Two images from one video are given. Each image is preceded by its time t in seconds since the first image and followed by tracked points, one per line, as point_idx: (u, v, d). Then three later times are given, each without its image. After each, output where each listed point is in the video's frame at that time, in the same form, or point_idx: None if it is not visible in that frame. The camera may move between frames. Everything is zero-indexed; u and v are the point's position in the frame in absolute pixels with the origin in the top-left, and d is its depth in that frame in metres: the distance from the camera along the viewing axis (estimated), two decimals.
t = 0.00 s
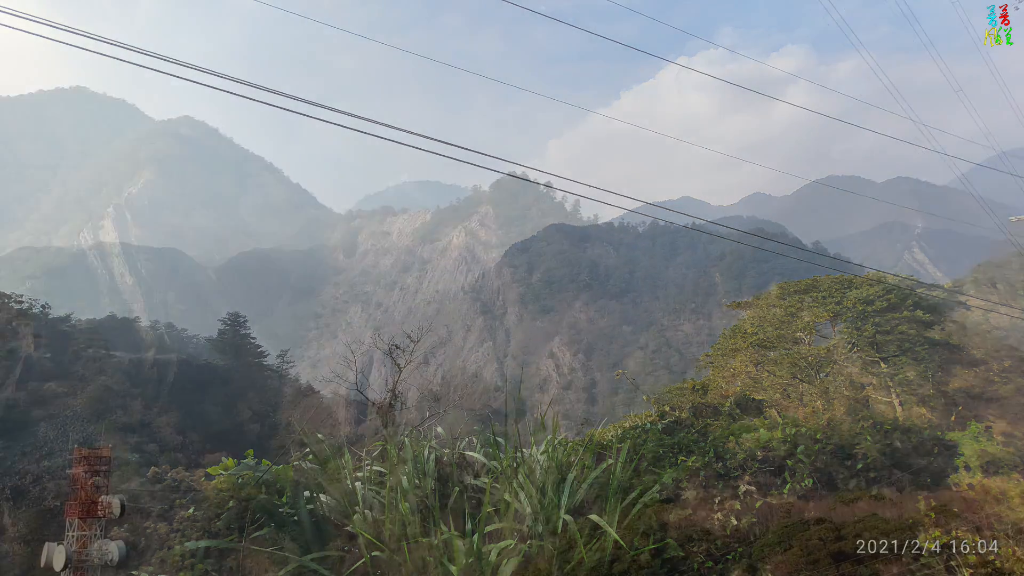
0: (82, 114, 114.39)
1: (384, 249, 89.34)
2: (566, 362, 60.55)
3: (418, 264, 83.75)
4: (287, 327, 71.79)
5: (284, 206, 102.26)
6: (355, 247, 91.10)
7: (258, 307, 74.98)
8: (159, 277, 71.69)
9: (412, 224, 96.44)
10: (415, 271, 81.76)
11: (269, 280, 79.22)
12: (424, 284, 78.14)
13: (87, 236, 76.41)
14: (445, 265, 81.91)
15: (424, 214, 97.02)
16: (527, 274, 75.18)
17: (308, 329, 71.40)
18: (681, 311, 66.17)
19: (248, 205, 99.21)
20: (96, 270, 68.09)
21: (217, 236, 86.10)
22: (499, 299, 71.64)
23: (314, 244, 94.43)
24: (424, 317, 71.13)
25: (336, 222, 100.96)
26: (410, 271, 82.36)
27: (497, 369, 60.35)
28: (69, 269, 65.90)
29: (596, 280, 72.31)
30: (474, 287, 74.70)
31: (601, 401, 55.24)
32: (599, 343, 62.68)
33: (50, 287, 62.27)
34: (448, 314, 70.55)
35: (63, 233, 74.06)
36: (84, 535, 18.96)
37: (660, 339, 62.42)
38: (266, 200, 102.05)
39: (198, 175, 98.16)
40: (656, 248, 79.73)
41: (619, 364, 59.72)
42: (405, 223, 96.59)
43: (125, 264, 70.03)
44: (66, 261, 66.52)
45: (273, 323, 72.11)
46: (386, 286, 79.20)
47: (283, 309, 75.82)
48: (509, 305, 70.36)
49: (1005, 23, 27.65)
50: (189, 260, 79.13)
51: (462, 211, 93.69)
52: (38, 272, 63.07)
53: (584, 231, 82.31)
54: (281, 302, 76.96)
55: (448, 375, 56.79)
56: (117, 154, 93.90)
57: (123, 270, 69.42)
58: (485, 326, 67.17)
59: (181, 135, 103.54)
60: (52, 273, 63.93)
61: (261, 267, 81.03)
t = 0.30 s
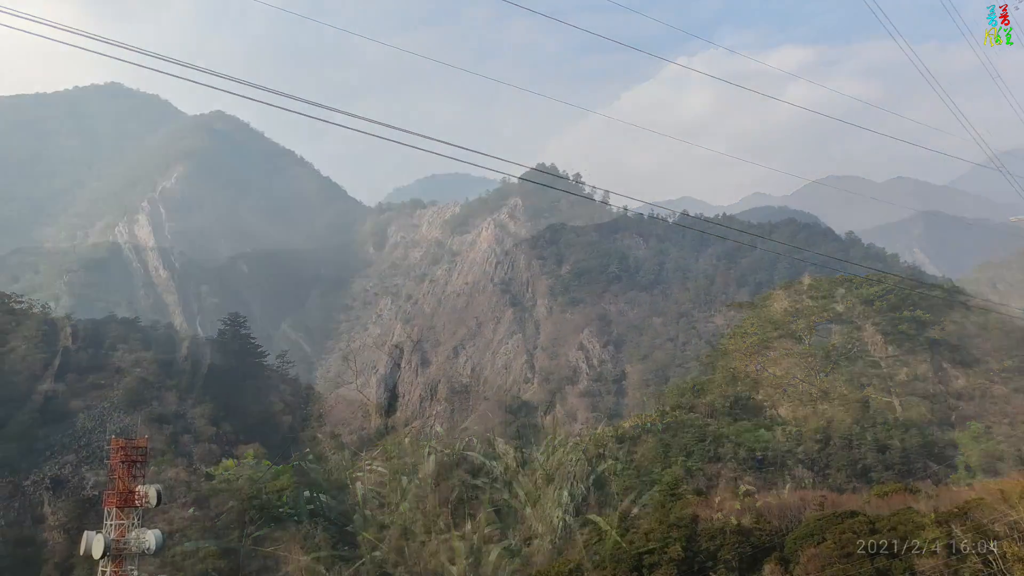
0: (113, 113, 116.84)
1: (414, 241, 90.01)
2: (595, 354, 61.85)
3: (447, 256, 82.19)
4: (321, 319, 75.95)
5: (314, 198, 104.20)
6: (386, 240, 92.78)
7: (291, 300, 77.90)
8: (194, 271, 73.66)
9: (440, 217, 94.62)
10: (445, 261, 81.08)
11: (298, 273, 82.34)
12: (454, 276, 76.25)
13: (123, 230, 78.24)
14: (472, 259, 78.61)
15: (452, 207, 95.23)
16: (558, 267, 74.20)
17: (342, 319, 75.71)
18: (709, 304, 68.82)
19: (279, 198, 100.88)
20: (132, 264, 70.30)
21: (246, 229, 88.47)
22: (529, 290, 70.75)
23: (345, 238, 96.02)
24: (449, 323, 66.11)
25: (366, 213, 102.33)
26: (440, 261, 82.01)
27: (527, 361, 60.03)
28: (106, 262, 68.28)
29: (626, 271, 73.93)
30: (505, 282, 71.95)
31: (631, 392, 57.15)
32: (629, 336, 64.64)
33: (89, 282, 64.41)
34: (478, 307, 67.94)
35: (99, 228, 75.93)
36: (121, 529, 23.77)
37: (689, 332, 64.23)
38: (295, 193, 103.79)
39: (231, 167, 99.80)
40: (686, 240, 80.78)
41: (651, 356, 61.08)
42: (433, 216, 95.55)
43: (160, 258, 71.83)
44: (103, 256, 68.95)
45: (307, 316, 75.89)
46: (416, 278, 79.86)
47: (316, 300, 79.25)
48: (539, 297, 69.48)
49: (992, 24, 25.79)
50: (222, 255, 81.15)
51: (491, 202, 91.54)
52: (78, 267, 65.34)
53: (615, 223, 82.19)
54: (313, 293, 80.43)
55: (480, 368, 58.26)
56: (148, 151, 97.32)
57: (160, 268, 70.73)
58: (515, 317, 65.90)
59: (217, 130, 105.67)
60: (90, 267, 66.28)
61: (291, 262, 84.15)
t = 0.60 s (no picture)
0: (149, 107, 118.17)
1: (446, 232, 89.79)
2: (628, 345, 61.05)
3: (478, 249, 79.46)
4: (353, 311, 80.81)
5: (347, 191, 104.59)
6: (418, 231, 93.59)
7: (323, 294, 83.13)
8: (230, 263, 73.41)
9: (472, 210, 89.76)
10: (478, 254, 78.39)
11: (331, 267, 87.46)
12: (487, 267, 75.35)
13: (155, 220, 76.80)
14: (503, 253, 75.34)
15: (485, 200, 90.09)
16: (590, 257, 72.23)
17: (375, 312, 79.83)
18: (744, 293, 68.01)
19: (311, 191, 101.26)
20: (168, 256, 70.52)
21: (280, 221, 87.68)
22: (561, 282, 70.42)
23: (377, 234, 97.40)
24: (481, 314, 69.75)
25: (398, 206, 102.40)
26: (472, 254, 79.48)
27: (557, 352, 61.91)
28: (142, 255, 68.22)
29: (659, 263, 71.29)
30: (536, 273, 71.99)
31: (664, 383, 56.97)
32: (662, 326, 63.33)
33: (127, 273, 65.06)
34: (511, 300, 69.89)
35: (136, 220, 75.38)
36: (161, 518, 24.18)
37: (723, 324, 63.55)
38: (327, 186, 104.46)
39: (263, 156, 97.98)
40: (721, 227, 79.09)
41: (684, 347, 60.10)
42: (465, 209, 91.62)
43: (196, 249, 71.38)
44: (140, 247, 69.42)
45: (339, 307, 81.81)
46: (448, 270, 79.09)
47: (347, 294, 84.57)
48: (571, 289, 69.20)
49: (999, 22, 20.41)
50: (256, 245, 80.22)
51: (522, 196, 83.85)
52: (116, 259, 65.82)
53: (647, 212, 80.84)
54: (344, 286, 85.95)
55: (510, 360, 63.91)
56: (181, 145, 97.74)
57: (198, 259, 70.57)
58: (548, 308, 67.18)
59: (248, 121, 104.49)
60: (128, 259, 66.69)
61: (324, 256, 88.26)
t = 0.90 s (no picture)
0: (187, 106, 120.01)
1: (480, 226, 89.74)
2: (663, 338, 60.04)
3: (513, 242, 78.71)
4: (389, 305, 81.30)
5: (381, 186, 104.98)
6: (453, 226, 93.88)
7: (358, 289, 83.96)
8: (267, 257, 74.02)
9: (506, 203, 89.79)
10: (512, 246, 77.78)
11: (366, 263, 88.36)
12: (521, 261, 75.12)
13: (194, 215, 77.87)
14: (538, 245, 75.25)
15: (519, 193, 89.94)
16: (625, 250, 71.44)
17: (409, 306, 80.11)
18: (781, 285, 66.88)
19: (346, 187, 101.98)
20: (206, 251, 71.41)
21: (316, 216, 88.33)
22: (596, 276, 70.02)
23: (411, 229, 97.81)
24: (516, 308, 69.66)
25: (432, 200, 102.52)
26: (506, 247, 78.79)
27: (592, 345, 61.39)
28: (181, 249, 69.43)
29: (695, 255, 69.78)
30: (570, 266, 71.73)
31: (700, 376, 56.49)
32: (698, 319, 61.95)
33: (167, 269, 65.96)
34: (545, 294, 69.70)
35: (175, 216, 76.40)
36: (203, 509, 24.59)
37: (760, 316, 62.24)
38: (361, 180, 105.20)
39: (299, 152, 98.67)
40: (757, 219, 77.87)
41: (720, 339, 58.87)
42: (499, 202, 91.62)
43: (234, 245, 72.17)
44: (179, 242, 70.27)
45: (374, 301, 82.55)
46: (482, 263, 78.82)
47: (381, 289, 85.22)
48: (606, 283, 68.68)
49: (1003, 23, 20.12)
50: (292, 239, 80.92)
51: (558, 187, 83.09)
52: (156, 255, 66.69)
53: (682, 204, 79.92)
54: (379, 282, 86.87)
55: (544, 354, 63.65)
56: (218, 142, 98.88)
57: (235, 252, 71.43)
58: (582, 302, 66.76)
59: (284, 118, 105.38)
60: (168, 255, 67.62)
61: (359, 252, 89.05)
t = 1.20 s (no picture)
0: (228, 106, 121.95)
1: (517, 222, 89.58)
2: (703, 333, 59.11)
3: (550, 238, 78.28)
4: (426, 301, 81.67)
5: (418, 183, 105.45)
6: (490, 222, 93.93)
7: (396, 285, 84.54)
8: (305, 255, 74.84)
9: (543, 198, 89.45)
10: (549, 242, 77.43)
11: (403, 260, 88.93)
12: (558, 256, 74.79)
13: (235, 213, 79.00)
14: (576, 241, 74.76)
15: (556, 187, 89.49)
16: (662, 246, 70.64)
17: (447, 302, 80.34)
18: (823, 280, 65.51)
19: (383, 185, 102.64)
20: (247, 249, 72.41)
21: (354, 213, 89.09)
22: (634, 271, 69.39)
23: (448, 225, 98.09)
24: (553, 303, 69.38)
25: (468, 196, 102.61)
26: (543, 243, 78.44)
27: (630, 341, 60.86)
28: (222, 247, 70.54)
29: (734, 250, 68.50)
30: (607, 261, 71.25)
31: (739, 371, 55.62)
32: (737, 314, 60.84)
33: (209, 266, 67.01)
34: (582, 289, 69.30)
35: (216, 214, 77.60)
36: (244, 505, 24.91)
37: (802, 311, 60.96)
38: (398, 177, 105.83)
39: (336, 149, 99.54)
40: (798, 212, 76.32)
41: (761, 334, 57.84)
42: (536, 198, 91.37)
43: (273, 242, 73.04)
44: (220, 240, 71.33)
45: (412, 298, 83.03)
46: (520, 259, 78.65)
47: (419, 285, 85.70)
48: (644, 278, 68.02)
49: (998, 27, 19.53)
50: (331, 236, 81.73)
51: (595, 182, 82.44)
52: (198, 253, 67.74)
53: (721, 198, 78.78)
54: (417, 278, 87.44)
55: (581, 349, 63.29)
56: (258, 141, 100.20)
57: (275, 250, 72.34)
58: (620, 297, 66.25)
59: (322, 116, 106.33)
60: (209, 253, 68.69)
61: (397, 248, 89.60)
